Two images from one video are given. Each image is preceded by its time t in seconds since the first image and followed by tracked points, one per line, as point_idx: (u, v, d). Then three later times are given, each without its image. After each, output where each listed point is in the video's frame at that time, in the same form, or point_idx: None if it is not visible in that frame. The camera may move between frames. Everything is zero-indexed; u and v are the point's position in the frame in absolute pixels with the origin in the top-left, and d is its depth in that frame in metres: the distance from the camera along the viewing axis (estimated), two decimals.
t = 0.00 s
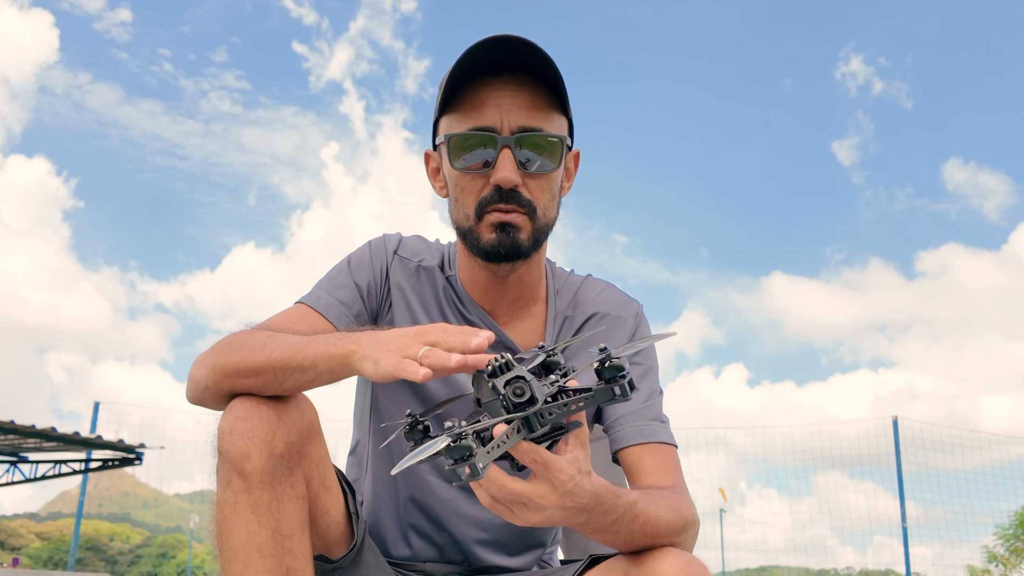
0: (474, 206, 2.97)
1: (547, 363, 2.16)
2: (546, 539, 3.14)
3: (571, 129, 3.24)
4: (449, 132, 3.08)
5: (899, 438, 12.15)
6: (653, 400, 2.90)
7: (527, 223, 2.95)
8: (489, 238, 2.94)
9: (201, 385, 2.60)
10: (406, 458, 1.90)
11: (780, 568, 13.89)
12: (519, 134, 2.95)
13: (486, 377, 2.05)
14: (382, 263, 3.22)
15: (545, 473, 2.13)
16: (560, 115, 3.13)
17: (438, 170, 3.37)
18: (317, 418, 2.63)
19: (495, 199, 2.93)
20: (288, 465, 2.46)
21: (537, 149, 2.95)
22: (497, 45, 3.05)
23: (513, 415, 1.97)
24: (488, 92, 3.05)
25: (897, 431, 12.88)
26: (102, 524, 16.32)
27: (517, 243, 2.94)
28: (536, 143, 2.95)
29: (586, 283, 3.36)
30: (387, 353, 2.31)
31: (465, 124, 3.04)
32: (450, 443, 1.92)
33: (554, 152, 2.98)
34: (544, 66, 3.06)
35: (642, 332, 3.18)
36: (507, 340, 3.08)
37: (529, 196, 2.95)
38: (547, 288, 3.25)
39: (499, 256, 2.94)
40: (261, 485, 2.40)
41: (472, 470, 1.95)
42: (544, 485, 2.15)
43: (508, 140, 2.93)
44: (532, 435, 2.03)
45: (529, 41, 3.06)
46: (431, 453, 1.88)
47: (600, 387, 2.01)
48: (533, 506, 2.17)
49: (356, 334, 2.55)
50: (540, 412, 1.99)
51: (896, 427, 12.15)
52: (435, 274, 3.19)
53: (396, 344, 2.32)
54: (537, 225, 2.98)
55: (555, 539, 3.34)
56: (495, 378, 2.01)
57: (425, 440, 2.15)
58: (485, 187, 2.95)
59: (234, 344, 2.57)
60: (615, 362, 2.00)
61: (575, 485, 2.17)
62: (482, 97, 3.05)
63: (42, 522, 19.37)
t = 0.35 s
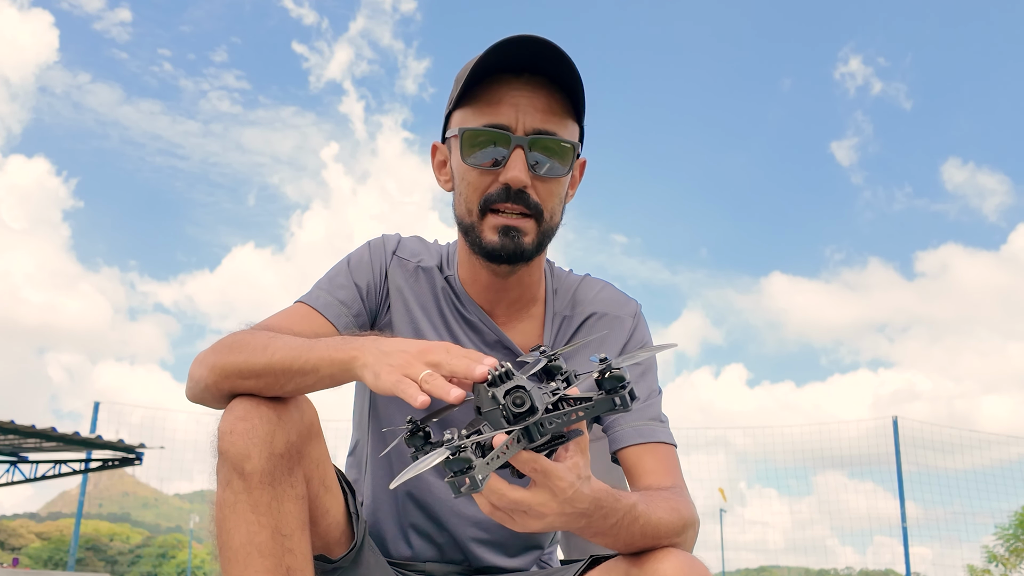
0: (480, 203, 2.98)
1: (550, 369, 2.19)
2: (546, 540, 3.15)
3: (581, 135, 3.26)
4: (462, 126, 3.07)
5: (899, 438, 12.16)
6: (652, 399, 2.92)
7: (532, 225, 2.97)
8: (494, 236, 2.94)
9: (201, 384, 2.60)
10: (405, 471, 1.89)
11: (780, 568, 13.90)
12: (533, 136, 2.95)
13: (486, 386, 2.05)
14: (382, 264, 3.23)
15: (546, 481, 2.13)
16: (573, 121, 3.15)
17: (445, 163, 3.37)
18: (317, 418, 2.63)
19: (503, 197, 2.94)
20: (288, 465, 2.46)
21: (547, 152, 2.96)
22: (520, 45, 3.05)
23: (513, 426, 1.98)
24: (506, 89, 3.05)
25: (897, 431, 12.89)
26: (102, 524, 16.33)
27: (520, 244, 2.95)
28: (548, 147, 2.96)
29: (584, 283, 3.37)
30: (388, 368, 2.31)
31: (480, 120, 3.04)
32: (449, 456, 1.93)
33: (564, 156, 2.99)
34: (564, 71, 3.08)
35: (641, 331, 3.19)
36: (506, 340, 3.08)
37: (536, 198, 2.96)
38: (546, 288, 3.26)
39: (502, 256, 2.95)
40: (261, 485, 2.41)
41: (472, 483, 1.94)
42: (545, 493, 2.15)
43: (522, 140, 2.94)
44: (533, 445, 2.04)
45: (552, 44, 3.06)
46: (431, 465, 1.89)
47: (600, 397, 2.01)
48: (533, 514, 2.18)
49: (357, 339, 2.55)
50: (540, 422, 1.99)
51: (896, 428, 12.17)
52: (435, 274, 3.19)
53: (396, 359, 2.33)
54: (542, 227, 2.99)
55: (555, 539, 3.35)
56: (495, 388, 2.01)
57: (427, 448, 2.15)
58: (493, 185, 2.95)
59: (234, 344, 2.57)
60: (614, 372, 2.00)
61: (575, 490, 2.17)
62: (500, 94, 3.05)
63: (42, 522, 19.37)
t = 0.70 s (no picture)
0: (486, 195, 2.97)
1: (553, 370, 2.18)
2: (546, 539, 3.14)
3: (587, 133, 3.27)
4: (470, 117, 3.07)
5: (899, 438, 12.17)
6: (653, 400, 2.91)
7: (537, 219, 2.96)
8: (500, 228, 2.94)
9: (203, 386, 2.60)
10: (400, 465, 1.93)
11: (780, 568, 13.89)
12: (540, 129, 2.95)
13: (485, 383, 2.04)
14: (382, 261, 3.22)
15: (546, 480, 2.13)
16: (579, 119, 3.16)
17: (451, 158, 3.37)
18: (320, 418, 2.62)
19: (509, 189, 2.93)
20: (291, 464, 2.46)
21: (554, 148, 2.96)
22: (531, 38, 3.06)
23: (510, 423, 1.98)
24: (515, 82, 3.05)
25: (897, 431, 12.89)
26: (102, 524, 16.32)
27: (525, 238, 2.95)
28: (555, 142, 2.96)
29: (586, 283, 3.35)
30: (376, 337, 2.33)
31: (488, 112, 3.04)
32: (445, 451, 1.95)
33: (571, 152, 3.00)
34: (572, 67, 3.09)
35: (642, 331, 3.18)
36: (507, 336, 3.06)
37: (542, 191, 2.95)
38: (548, 286, 3.26)
39: (506, 249, 2.95)
40: (265, 485, 2.41)
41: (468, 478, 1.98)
42: (546, 493, 2.15)
43: (529, 133, 2.93)
44: (532, 442, 2.03)
45: (564, 40, 3.08)
46: (425, 461, 1.91)
47: (598, 394, 2.01)
48: (535, 513, 2.17)
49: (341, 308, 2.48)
50: (538, 419, 1.99)
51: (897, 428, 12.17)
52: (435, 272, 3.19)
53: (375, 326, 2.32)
54: (547, 222, 2.99)
55: (555, 540, 3.34)
56: (494, 385, 2.00)
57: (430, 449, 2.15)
58: (499, 178, 2.95)
59: (231, 343, 2.57)
60: (613, 368, 2.00)
61: (577, 490, 2.17)
62: (508, 86, 3.05)
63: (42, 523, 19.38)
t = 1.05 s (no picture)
0: (486, 200, 2.97)
1: (562, 369, 2.19)
2: (547, 540, 3.14)
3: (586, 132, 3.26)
4: (467, 124, 3.07)
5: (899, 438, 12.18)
6: (654, 401, 2.91)
7: (538, 222, 2.96)
8: (501, 233, 2.94)
9: (205, 385, 2.61)
10: (401, 469, 1.93)
11: (780, 567, 13.90)
12: (538, 133, 2.95)
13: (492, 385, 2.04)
14: (385, 261, 3.22)
15: (550, 482, 2.12)
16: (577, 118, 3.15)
17: (450, 164, 3.36)
18: (322, 418, 2.62)
19: (509, 194, 2.93)
20: (293, 464, 2.46)
21: (553, 150, 2.96)
22: (525, 42, 3.06)
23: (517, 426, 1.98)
24: (510, 86, 3.05)
25: (897, 431, 12.90)
26: (102, 524, 16.31)
27: (527, 242, 2.95)
28: (553, 144, 2.96)
29: (588, 283, 3.37)
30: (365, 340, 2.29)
31: (485, 118, 3.04)
32: (448, 453, 1.95)
33: (570, 153, 2.99)
34: (569, 68, 3.09)
35: (645, 332, 3.18)
36: (508, 337, 3.06)
37: (542, 194, 2.95)
38: (550, 288, 3.26)
39: (508, 253, 2.95)
40: (266, 485, 2.41)
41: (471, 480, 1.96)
42: (549, 494, 2.15)
43: (527, 137, 2.93)
44: (536, 446, 2.03)
45: (556, 40, 3.06)
46: (429, 461, 1.91)
47: (607, 401, 2.00)
48: (537, 514, 2.17)
49: (343, 319, 2.51)
50: (544, 424, 1.98)
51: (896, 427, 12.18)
52: (438, 271, 3.19)
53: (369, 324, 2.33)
54: (549, 224, 2.99)
55: (556, 540, 3.34)
56: (501, 387, 2.01)
57: (435, 445, 2.15)
58: (499, 182, 2.95)
59: (231, 342, 2.58)
60: (622, 376, 2.01)
61: (581, 492, 2.17)
62: (504, 91, 3.05)
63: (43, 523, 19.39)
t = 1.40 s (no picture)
0: (484, 198, 2.98)
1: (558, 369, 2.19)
2: (547, 540, 3.13)
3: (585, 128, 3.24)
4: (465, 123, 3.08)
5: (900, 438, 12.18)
6: (655, 401, 2.91)
7: (537, 218, 2.97)
8: (500, 229, 2.94)
9: (205, 383, 2.59)
10: (398, 466, 1.88)
11: (780, 567, 13.90)
12: (535, 129, 2.95)
13: (487, 384, 2.04)
14: (387, 263, 3.22)
15: (545, 481, 2.12)
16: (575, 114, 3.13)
17: (451, 164, 3.37)
18: (320, 419, 2.62)
19: (506, 190, 2.93)
20: (291, 464, 2.46)
21: (550, 146, 2.96)
22: (517, 38, 3.07)
23: (512, 425, 1.97)
24: (505, 83, 3.06)
25: (897, 431, 12.90)
26: (102, 524, 16.32)
27: (526, 237, 2.95)
28: (550, 140, 2.96)
29: (590, 284, 3.37)
30: (388, 358, 2.31)
31: (482, 115, 3.05)
32: (442, 452, 1.94)
33: (568, 149, 2.99)
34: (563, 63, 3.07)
35: (646, 333, 3.17)
36: (511, 339, 3.06)
37: (540, 190, 2.95)
38: (552, 288, 3.26)
39: (507, 250, 2.94)
40: (264, 485, 2.40)
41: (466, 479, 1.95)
42: (545, 494, 2.15)
43: (523, 133, 2.93)
44: (531, 445, 2.02)
45: (550, 37, 3.06)
46: (424, 460, 1.90)
47: (601, 399, 2.00)
48: (534, 514, 2.17)
49: (357, 333, 2.53)
50: (539, 421, 1.98)
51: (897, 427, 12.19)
52: (440, 274, 3.19)
53: (396, 348, 2.32)
54: (547, 220, 2.99)
55: (555, 540, 3.34)
56: (496, 386, 2.01)
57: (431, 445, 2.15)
58: (496, 179, 2.95)
59: (237, 343, 2.57)
60: (615, 374, 2.00)
61: (577, 492, 2.17)
62: (500, 88, 3.05)
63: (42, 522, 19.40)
